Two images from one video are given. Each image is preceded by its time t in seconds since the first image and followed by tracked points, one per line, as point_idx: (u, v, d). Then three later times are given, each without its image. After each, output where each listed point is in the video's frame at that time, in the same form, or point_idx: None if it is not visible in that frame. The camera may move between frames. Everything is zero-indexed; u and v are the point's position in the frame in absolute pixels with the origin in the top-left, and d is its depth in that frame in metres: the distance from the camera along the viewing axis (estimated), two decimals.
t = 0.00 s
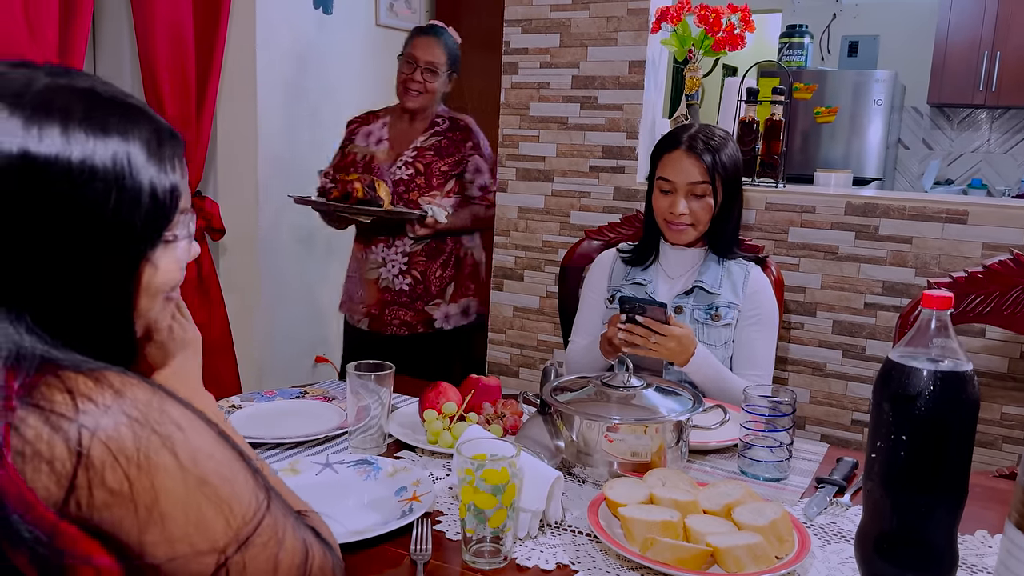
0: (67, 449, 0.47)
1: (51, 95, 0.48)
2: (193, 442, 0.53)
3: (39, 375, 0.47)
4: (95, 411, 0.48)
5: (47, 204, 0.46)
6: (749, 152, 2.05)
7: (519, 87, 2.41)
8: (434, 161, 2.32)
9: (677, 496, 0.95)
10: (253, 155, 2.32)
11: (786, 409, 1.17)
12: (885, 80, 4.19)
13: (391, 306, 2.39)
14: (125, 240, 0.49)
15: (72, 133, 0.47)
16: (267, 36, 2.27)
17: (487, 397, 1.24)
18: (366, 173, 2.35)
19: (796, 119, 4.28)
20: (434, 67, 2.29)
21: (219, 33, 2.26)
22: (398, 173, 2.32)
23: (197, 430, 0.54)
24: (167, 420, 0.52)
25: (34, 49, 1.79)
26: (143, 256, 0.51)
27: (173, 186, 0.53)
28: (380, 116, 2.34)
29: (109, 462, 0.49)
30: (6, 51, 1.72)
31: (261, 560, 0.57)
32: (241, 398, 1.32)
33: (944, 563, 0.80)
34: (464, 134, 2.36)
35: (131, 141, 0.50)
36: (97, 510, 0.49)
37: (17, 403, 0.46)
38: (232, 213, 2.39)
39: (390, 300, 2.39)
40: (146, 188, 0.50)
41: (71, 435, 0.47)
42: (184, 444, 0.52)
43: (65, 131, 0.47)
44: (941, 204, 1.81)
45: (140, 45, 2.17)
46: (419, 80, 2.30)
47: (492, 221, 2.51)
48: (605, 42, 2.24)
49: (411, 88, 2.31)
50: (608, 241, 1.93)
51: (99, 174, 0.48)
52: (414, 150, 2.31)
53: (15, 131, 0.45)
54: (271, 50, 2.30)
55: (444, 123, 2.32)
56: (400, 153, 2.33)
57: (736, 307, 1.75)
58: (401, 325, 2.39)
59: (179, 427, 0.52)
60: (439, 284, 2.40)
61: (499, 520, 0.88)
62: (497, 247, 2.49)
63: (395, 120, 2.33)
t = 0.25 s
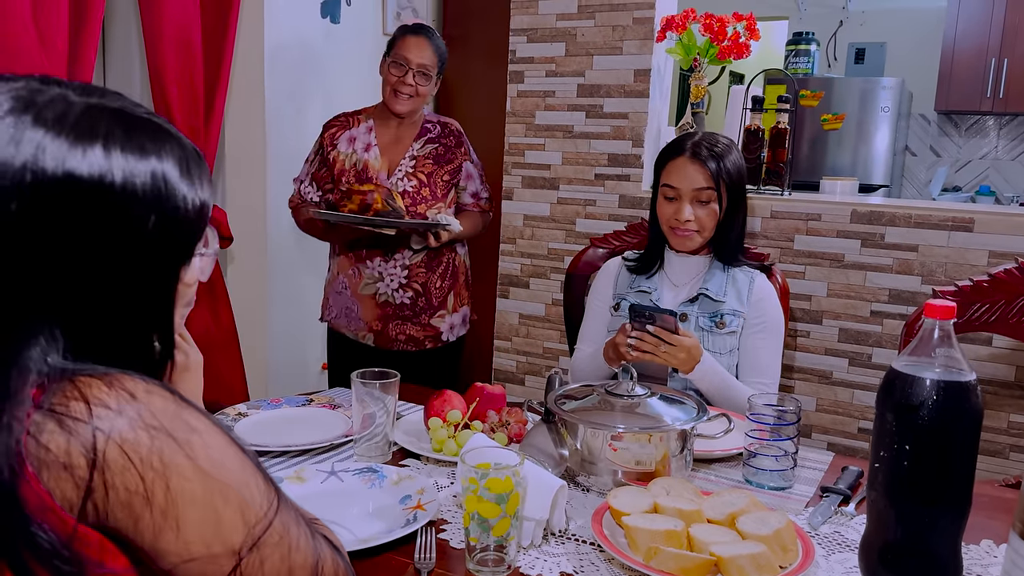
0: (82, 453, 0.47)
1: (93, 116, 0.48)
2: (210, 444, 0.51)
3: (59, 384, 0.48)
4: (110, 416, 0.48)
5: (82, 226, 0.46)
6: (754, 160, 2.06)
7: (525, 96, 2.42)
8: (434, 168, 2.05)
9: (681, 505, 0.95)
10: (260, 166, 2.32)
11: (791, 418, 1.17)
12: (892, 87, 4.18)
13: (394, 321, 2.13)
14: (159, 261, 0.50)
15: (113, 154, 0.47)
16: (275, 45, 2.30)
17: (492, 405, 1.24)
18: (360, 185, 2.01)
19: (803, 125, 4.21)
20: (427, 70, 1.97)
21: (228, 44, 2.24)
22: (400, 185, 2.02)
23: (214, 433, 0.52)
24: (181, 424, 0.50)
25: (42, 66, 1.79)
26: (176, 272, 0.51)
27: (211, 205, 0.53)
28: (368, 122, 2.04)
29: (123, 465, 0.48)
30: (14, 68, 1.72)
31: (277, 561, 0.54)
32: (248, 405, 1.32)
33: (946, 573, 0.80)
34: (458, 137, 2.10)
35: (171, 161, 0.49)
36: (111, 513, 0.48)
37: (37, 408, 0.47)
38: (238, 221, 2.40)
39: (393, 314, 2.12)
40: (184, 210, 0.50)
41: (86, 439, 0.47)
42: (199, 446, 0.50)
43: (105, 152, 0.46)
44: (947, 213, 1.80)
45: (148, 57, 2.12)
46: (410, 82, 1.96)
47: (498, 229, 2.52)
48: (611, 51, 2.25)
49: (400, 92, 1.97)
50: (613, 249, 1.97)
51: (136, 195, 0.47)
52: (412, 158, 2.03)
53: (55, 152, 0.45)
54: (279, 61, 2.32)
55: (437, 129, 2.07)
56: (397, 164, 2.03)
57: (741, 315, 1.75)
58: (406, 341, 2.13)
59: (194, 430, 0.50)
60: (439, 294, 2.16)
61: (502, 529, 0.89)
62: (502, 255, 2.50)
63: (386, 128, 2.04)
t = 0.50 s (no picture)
0: (92, 454, 0.48)
1: (113, 134, 0.49)
2: (216, 445, 0.51)
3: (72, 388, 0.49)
4: (119, 417, 0.49)
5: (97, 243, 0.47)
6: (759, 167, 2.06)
7: (530, 104, 2.44)
8: (449, 180, 1.95)
9: (684, 513, 0.95)
10: (268, 173, 2.34)
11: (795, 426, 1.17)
12: (899, 94, 4.18)
13: (401, 342, 1.99)
14: (170, 279, 0.51)
15: (130, 172, 0.48)
16: (283, 54, 2.32)
17: (497, 413, 1.25)
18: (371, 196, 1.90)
19: (809, 133, 4.25)
20: (443, 76, 1.88)
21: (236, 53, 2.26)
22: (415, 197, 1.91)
23: (219, 435, 0.52)
24: (188, 425, 0.51)
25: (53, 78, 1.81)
26: (184, 289, 0.52)
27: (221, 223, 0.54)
28: (377, 130, 1.93)
29: (132, 465, 0.48)
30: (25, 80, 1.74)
31: (284, 563, 0.55)
32: (254, 412, 1.34)
33: None
34: (472, 149, 2.00)
35: (185, 180, 0.51)
36: (120, 514, 0.48)
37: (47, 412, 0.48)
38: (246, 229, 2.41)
39: (401, 335, 1.98)
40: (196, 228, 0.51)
41: (95, 440, 0.48)
42: (205, 448, 0.51)
43: (124, 170, 0.48)
44: (952, 220, 1.80)
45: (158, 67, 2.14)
46: (426, 91, 1.87)
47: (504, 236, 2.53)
48: (616, 59, 2.26)
49: (414, 101, 1.88)
50: (618, 257, 1.96)
51: (151, 213, 0.49)
52: (426, 169, 1.93)
53: (74, 168, 0.46)
54: (286, 71, 2.34)
55: (449, 140, 1.97)
56: (410, 175, 1.92)
57: (745, 322, 1.75)
58: (412, 364, 1.99)
59: (200, 431, 0.51)
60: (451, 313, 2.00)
61: (505, 536, 0.89)
62: (508, 262, 2.51)
63: (398, 137, 1.93)
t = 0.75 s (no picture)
0: (103, 460, 0.49)
1: (132, 160, 0.51)
2: (222, 451, 0.53)
3: (81, 398, 0.50)
4: (128, 424, 0.50)
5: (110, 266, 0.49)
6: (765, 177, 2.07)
7: (536, 114, 2.45)
8: (457, 193, 1.90)
9: (688, 524, 0.95)
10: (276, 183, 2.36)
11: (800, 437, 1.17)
12: (906, 103, 4.17)
13: (408, 361, 1.93)
14: (179, 301, 0.53)
15: (147, 199, 0.50)
16: (291, 65, 2.35)
17: (502, 423, 1.25)
18: (378, 210, 1.85)
19: (816, 140, 4.25)
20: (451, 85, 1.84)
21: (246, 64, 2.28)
22: (423, 211, 1.87)
23: (225, 441, 0.54)
24: (196, 430, 0.52)
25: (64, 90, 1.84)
26: (190, 312, 0.55)
27: (232, 246, 0.56)
28: (380, 140, 1.88)
29: (142, 469, 0.50)
30: (37, 94, 1.78)
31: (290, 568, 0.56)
32: (261, 421, 1.35)
33: None
34: (479, 160, 1.95)
35: (199, 207, 0.53)
36: (131, 518, 0.50)
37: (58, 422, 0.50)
38: (255, 237, 2.44)
39: (408, 354, 1.92)
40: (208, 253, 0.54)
41: (106, 446, 0.50)
42: (212, 453, 0.52)
43: (140, 197, 0.50)
44: (959, 230, 1.79)
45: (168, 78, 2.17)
46: (433, 98, 1.83)
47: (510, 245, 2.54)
48: (622, 69, 2.27)
49: (422, 108, 1.83)
50: (624, 266, 1.96)
51: (165, 239, 0.51)
52: (433, 182, 1.88)
53: (92, 194, 0.48)
54: (294, 81, 2.36)
55: (455, 150, 1.92)
56: (417, 188, 1.88)
57: (749, 332, 1.75)
58: (418, 383, 1.93)
59: (207, 436, 0.53)
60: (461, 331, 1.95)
61: (509, 547, 0.89)
62: (515, 271, 2.52)
63: (404, 148, 1.88)
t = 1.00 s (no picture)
0: (121, 459, 0.51)
1: (140, 174, 0.52)
2: (234, 453, 0.55)
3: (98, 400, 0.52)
4: (144, 425, 0.52)
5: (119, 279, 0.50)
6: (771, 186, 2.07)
7: (543, 124, 2.46)
8: (455, 199, 1.90)
9: (693, 534, 0.95)
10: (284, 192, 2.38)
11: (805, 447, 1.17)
12: (914, 111, 4.15)
13: (419, 382, 1.89)
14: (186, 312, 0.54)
15: (154, 213, 0.51)
16: (300, 74, 2.37)
17: (507, 432, 1.26)
18: (379, 223, 1.82)
19: (824, 149, 4.26)
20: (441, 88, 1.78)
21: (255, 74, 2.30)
22: (424, 219, 1.85)
23: (238, 443, 0.56)
24: (210, 432, 0.55)
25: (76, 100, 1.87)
26: (195, 321, 0.56)
27: (238, 256, 0.58)
28: (370, 148, 1.83)
29: (159, 468, 0.51)
30: (49, 103, 1.81)
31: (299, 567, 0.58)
32: (269, 429, 1.35)
33: None
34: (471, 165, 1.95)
35: (205, 219, 0.54)
36: (146, 517, 0.52)
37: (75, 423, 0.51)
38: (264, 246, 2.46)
39: (419, 375, 1.89)
40: (216, 265, 0.55)
41: (124, 447, 0.51)
42: (227, 454, 0.55)
43: (148, 212, 0.51)
44: (965, 239, 1.79)
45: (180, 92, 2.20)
46: (423, 104, 1.77)
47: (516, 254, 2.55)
48: (628, 79, 2.28)
49: (412, 115, 1.78)
50: (630, 275, 1.96)
51: (172, 252, 0.52)
52: (431, 189, 1.86)
53: (101, 209, 0.50)
54: (302, 91, 2.39)
55: (447, 157, 1.90)
56: (415, 197, 1.85)
57: (755, 342, 1.75)
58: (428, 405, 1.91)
59: (222, 438, 0.55)
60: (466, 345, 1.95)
61: (514, 556, 0.91)
62: (521, 280, 2.52)
63: (397, 157, 1.84)
